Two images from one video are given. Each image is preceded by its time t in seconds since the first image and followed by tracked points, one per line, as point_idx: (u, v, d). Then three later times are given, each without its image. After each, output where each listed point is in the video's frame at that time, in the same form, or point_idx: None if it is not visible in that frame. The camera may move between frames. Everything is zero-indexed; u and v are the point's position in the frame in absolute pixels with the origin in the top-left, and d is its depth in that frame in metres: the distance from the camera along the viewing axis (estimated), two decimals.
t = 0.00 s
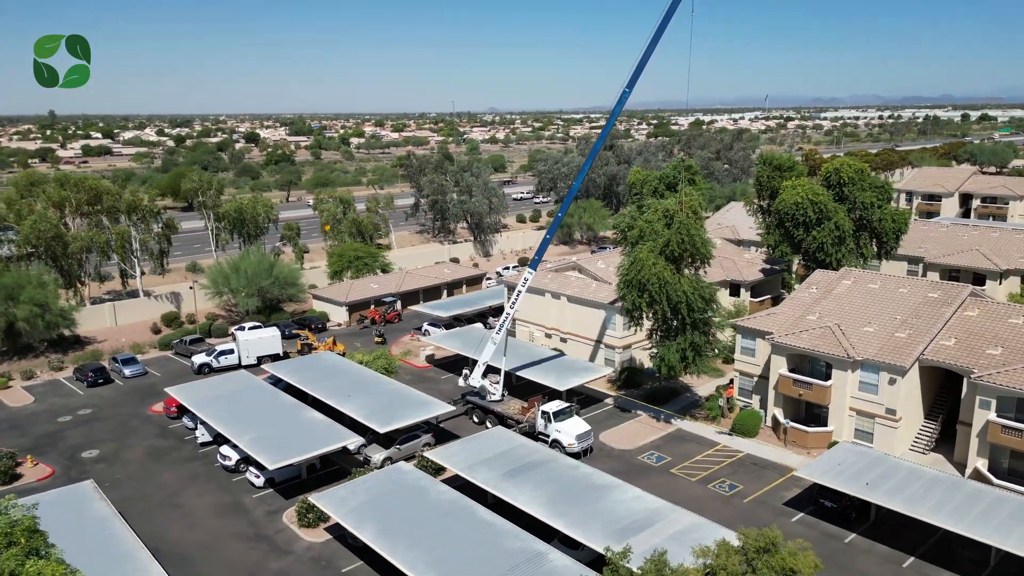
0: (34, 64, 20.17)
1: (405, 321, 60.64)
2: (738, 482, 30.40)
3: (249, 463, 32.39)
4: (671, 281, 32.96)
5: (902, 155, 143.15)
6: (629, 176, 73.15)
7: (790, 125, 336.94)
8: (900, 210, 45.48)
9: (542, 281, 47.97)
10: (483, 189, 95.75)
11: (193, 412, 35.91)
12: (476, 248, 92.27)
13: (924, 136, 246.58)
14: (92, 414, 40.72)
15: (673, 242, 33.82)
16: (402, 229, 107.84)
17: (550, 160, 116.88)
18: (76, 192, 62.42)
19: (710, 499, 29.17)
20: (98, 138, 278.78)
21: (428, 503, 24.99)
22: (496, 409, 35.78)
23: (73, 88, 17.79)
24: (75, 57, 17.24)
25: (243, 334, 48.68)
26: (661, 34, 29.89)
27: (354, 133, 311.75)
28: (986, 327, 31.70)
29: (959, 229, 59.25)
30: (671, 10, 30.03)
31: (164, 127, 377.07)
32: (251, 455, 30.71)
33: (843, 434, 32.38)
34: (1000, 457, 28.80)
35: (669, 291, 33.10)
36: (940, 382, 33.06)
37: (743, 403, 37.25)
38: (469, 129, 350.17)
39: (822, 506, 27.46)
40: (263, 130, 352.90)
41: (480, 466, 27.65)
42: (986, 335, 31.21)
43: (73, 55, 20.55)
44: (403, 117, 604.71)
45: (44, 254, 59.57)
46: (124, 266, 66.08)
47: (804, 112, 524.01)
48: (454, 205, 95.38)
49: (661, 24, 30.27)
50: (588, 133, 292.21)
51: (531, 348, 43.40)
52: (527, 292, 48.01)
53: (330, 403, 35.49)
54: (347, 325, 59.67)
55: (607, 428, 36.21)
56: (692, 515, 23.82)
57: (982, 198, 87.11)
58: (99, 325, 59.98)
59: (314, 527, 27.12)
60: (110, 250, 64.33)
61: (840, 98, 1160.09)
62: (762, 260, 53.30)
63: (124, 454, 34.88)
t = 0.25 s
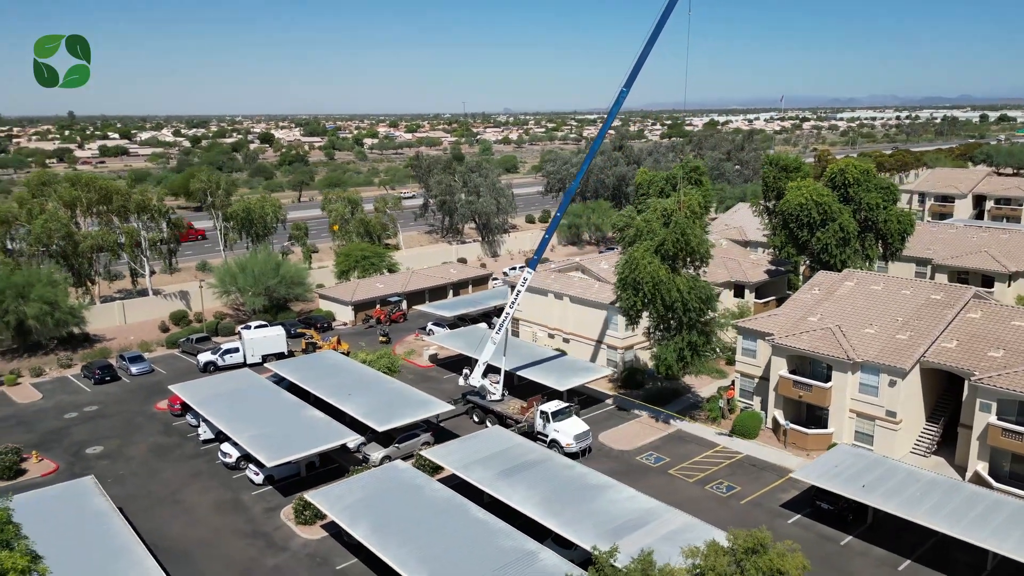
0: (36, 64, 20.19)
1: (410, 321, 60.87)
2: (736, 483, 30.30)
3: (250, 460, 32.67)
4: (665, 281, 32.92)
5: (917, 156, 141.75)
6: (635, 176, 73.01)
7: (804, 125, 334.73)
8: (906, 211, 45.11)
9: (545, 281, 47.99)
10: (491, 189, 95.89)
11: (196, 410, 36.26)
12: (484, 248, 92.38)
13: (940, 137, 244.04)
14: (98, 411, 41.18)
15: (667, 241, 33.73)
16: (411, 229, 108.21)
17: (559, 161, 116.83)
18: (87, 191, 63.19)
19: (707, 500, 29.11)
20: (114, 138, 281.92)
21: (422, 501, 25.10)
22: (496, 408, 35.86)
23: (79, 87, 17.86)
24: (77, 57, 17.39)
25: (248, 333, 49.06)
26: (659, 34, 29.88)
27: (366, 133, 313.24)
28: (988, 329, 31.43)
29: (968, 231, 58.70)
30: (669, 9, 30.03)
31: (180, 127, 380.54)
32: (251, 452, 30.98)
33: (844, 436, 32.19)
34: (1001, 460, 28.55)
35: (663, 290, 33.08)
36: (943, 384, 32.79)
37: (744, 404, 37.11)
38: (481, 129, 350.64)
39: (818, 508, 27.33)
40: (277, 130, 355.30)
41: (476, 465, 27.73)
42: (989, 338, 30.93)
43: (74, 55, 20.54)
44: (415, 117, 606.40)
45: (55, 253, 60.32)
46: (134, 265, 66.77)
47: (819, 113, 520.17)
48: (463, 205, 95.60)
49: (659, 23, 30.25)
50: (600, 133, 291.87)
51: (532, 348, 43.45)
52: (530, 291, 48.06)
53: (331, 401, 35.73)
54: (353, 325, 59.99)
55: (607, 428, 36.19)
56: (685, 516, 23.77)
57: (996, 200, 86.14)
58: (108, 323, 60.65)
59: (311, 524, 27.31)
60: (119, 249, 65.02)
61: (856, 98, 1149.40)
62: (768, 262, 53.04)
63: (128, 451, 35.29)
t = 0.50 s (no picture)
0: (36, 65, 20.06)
1: (416, 320, 61.08)
2: (734, 484, 30.22)
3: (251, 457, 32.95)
4: (661, 280, 32.96)
5: (932, 156, 140.22)
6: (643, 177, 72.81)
7: (818, 125, 332.20)
8: (912, 212, 44.72)
9: (549, 281, 48.01)
10: (499, 189, 95.97)
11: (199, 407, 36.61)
12: (492, 248, 92.44)
13: (956, 137, 241.25)
14: (105, 408, 41.69)
15: (664, 240, 33.67)
16: (420, 229, 108.51)
17: (569, 161, 116.69)
18: (98, 191, 63.93)
19: (705, 501, 29.04)
20: (132, 138, 284.73)
21: (417, 499, 25.22)
22: (496, 407, 35.93)
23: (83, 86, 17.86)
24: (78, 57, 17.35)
25: (254, 331, 49.44)
26: (657, 33, 29.87)
27: (380, 133, 314.78)
28: (992, 331, 31.13)
29: (978, 232, 58.12)
30: (667, 8, 30.00)
31: (195, 127, 383.75)
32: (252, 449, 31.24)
33: (844, 438, 32.00)
34: (1003, 463, 28.28)
35: (659, 289, 33.08)
36: (946, 386, 32.51)
37: (745, 405, 36.95)
38: (494, 129, 350.93)
39: (816, 509, 27.21)
40: (291, 130, 357.56)
41: (472, 464, 27.84)
42: (992, 340, 30.65)
43: (73, 55, 20.40)
44: (429, 117, 607.75)
45: (66, 251, 61.06)
46: (144, 264, 67.46)
47: (834, 113, 516.09)
48: (471, 205, 95.75)
49: (657, 23, 30.27)
50: (611, 133, 290.96)
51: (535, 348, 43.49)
52: (534, 291, 48.08)
53: (332, 400, 35.96)
54: (359, 324, 60.29)
55: (607, 428, 36.18)
56: (679, 516, 23.75)
57: (1011, 201, 85.05)
58: (118, 321, 61.30)
59: (309, 521, 27.51)
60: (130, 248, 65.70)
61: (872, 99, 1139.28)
62: (774, 262, 52.77)
63: (132, 447, 35.70)
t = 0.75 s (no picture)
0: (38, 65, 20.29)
1: (421, 319, 61.29)
2: (732, 485, 30.13)
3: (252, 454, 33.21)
4: (658, 280, 32.90)
5: (948, 157, 138.72)
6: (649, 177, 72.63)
7: (832, 125, 329.52)
8: (918, 212, 44.37)
9: (552, 281, 48.03)
10: (507, 189, 96.04)
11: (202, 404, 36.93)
12: (500, 247, 92.49)
13: (972, 137, 238.62)
14: (111, 404, 42.14)
15: (661, 239, 33.49)
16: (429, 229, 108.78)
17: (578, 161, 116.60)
18: (108, 190, 64.63)
19: (702, 501, 28.98)
20: (149, 138, 287.45)
21: (413, 497, 25.35)
22: (496, 407, 36.02)
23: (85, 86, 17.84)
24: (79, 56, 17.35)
25: (259, 329, 49.79)
26: (655, 31, 29.84)
27: (394, 133, 315.79)
28: (994, 333, 30.85)
29: (988, 233, 57.52)
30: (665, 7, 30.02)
31: (210, 126, 386.71)
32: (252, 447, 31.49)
33: (844, 440, 31.84)
34: (1004, 466, 28.04)
35: (656, 289, 33.09)
36: (948, 388, 32.26)
37: (747, 406, 36.81)
38: (506, 129, 351.09)
39: (814, 511, 27.07)
40: (305, 130, 359.48)
41: (469, 462, 27.94)
42: (994, 341, 30.38)
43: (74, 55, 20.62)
44: (442, 117, 608.59)
45: (76, 250, 61.78)
46: (153, 262, 68.14)
47: (850, 113, 511.57)
48: (479, 205, 95.88)
49: (655, 21, 30.23)
50: (624, 133, 290.39)
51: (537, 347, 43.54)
52: (537, 290, 48.11)
53: (334, 397, 36.17)
54: (364, 323, 60.58)
55: (607, 429, 36.17)
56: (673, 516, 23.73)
57: None
58: (127, 319, 61.93)
59: (307, 518, 27.70)
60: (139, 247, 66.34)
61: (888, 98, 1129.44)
62: (779, 263, 52.53)
63: (136, 443, 36.08)
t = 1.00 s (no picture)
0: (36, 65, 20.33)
1: (426, 319, 61.49)
2: (730, 486, 30.06)
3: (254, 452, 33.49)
4: (654, 279, 32.92)
5: (962, 157, 137.25)
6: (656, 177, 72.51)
7: (846, 125, 326.94)
8: (924, 213, 44.04)
9: (556, 281, 48.07)
10: (515, 189, 96.17)
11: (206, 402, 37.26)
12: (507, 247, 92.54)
13: (989, 138, 236.01)
14: (117, 401, 42.62)
15: (657, 237, 33.49)
16: (437, 228, 109.11)
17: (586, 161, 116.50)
18: (119, 189, 65.39)
19: (700, 502, 28.93)
20: (164, 138, 290.11)
21: (408, 496, 25.47)
22: (497, 406, 36.10)
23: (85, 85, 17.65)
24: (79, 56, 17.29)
25: (265, 328, 50.17)
26: (654, 30, 29.99)
27: (406, 133, 316.98)
28: (997, 335, 30.59)
29: (998, 234, 56.95)
30: (664, 5, 30.17)
31: (225, 126, 389.56)
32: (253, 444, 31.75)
33: (844, 441, 31.68)
34: (1005, 469, 27.82)
35: (653, 287, 33.15)
36: (950, 391, 32.04)
37: (748, 408, 36.68)
38: (518, 129, 351.18)
39: (811, 513, 26.98)
40: (318, 130, 361.27)
41: (466, 461, 28.03)
42: (996, 344, 30.14)
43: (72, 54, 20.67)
44: (458, 117, 608.83)
45: (87, 248, 62.47)
46: (163, 261, 68.79)
47: (865, 112, 507.00)
48: (487, 205, 96.01)
49: (653, 19, 30.36)
50: (637, 133, 289.89)
51: (539, 347, 43.59)
52: (540, 290, 48.17)
53: (335, 396, 36.40)
54: (370, 322, 60.88)
55: (607, 429, 36.18)
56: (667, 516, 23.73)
57: None
58: (136, 316, 62.56)
59: (305, 515, 27.90)
60: (148, 246, 67.02)
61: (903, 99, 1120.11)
62: (785, 264, 52.32)
63: (140, 440, 36.47)
